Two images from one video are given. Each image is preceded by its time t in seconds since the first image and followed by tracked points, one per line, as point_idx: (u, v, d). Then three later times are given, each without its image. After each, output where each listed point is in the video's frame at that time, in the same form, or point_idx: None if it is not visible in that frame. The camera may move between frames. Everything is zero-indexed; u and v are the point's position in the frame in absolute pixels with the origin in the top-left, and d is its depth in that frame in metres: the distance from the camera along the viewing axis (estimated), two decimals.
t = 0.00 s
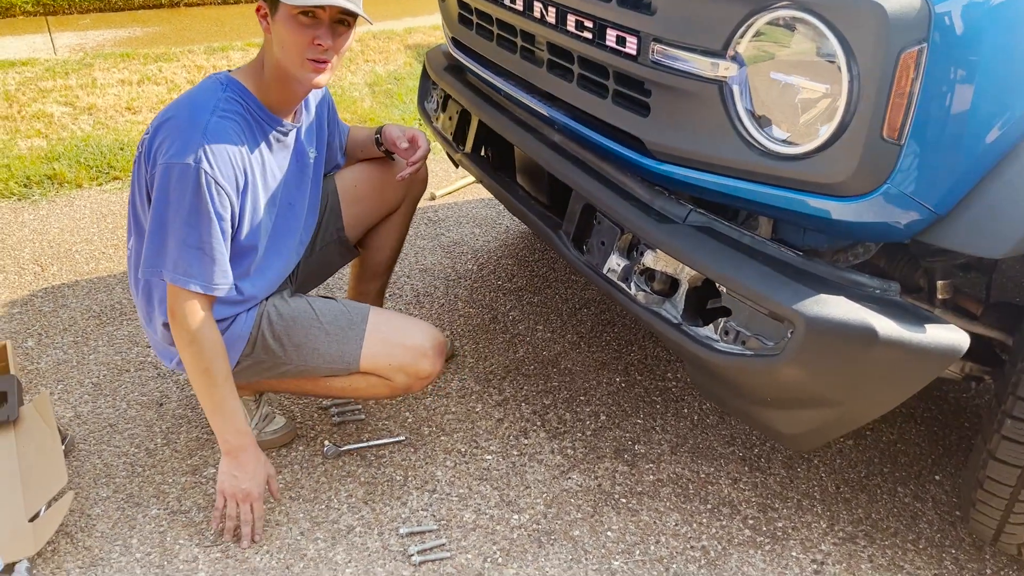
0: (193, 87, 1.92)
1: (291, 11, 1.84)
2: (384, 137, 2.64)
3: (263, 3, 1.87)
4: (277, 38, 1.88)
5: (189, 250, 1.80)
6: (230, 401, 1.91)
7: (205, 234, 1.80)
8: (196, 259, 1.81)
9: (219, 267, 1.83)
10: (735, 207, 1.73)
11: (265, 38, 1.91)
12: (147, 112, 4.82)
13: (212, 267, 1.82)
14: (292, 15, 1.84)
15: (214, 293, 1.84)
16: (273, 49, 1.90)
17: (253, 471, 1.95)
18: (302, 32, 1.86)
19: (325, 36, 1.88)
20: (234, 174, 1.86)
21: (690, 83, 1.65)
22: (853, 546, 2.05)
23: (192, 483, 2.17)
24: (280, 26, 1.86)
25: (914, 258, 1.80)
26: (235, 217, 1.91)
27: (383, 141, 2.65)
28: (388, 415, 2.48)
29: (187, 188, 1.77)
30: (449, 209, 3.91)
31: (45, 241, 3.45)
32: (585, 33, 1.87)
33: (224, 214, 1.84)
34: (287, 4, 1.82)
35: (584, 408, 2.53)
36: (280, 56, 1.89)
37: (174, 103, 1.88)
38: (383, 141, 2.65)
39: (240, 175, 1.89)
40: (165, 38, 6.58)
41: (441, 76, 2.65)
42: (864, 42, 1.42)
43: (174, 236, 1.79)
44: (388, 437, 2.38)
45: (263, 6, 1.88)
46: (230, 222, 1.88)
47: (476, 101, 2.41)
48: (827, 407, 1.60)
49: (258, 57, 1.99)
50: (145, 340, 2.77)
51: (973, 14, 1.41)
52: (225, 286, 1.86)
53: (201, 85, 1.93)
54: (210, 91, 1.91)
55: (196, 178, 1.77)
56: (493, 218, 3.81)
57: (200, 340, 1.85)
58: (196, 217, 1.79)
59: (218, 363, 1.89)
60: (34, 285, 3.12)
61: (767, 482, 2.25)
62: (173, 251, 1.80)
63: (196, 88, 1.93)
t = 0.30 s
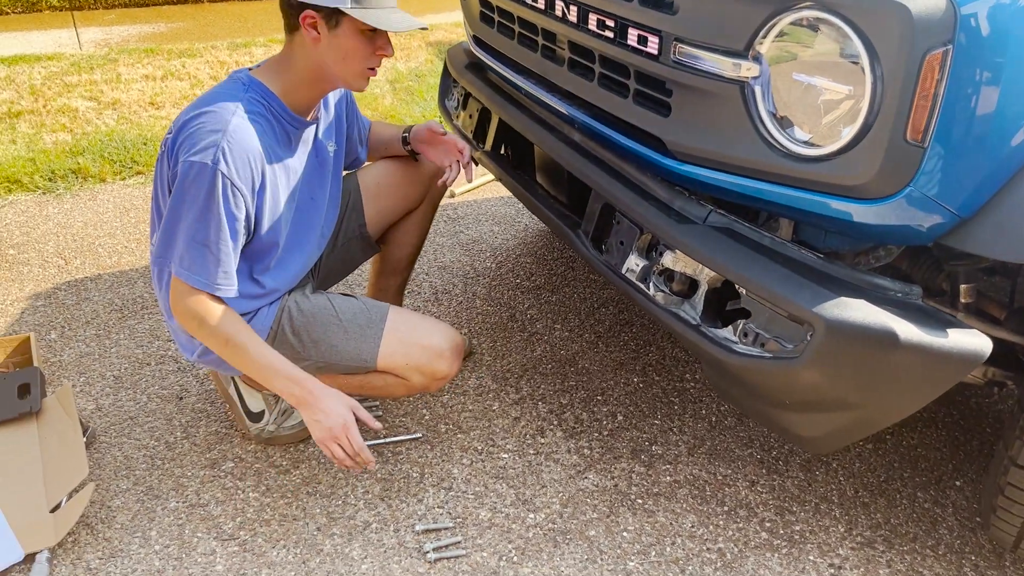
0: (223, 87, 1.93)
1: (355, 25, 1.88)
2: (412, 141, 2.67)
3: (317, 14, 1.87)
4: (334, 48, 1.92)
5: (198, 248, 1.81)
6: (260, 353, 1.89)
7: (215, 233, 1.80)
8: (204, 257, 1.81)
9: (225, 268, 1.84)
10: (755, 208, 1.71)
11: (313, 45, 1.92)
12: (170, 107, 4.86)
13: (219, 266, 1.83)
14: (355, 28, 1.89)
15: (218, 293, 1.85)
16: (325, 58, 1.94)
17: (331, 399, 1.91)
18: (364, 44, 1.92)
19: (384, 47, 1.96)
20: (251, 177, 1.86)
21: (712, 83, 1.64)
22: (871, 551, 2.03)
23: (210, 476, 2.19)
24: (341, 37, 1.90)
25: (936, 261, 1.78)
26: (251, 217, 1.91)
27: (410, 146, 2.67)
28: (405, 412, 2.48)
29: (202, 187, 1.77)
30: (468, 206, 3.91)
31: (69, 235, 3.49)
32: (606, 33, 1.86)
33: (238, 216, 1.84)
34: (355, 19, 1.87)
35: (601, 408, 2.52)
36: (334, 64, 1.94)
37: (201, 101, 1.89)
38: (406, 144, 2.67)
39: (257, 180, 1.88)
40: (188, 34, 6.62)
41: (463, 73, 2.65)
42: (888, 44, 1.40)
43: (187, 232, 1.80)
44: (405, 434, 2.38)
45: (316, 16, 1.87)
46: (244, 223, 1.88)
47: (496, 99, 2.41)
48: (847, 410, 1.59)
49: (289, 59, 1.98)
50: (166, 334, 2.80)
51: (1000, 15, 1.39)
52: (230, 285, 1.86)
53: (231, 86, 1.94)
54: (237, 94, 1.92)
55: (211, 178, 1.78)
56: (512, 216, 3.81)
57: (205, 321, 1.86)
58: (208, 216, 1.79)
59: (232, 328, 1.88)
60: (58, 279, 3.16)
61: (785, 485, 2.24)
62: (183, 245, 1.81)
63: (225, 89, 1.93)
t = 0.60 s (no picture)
0: (228, 100, 1.93)
1: (376, 50, 1.92)
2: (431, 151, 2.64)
3: (338, 37, 1.88)
4: (351, 69, 1.95)
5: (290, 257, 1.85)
6: (410, 287, 2.07)
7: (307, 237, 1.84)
8: (307, 264, 1.85)
9: (331, 260, 1.89)
10: (767, 212, 1.71)
11: (327, 65, 1.94)
12: (187, 105, 4.89)
13: (326, 264, 1.88)
14: (375, 55, 1.94)
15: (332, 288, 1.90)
16: (341, 79, 1.97)
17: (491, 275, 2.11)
18: (380, 67, 1.97)
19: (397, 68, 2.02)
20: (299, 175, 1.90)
21: (724, 87, 1.64)
22: (882, 556, 2.02)
23: (223, 473, 2.21)
24: (361, 60, 1.94)
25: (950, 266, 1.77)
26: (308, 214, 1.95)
27: (429, 155, 2.64)
28: (416, 411, 2.50)
29: (266, 201, 1.81)
30: (482, 206, 3.92)
31: (86, 232, 3.53)
32: (620, 35, 1.87)
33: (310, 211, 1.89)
34: (377, 48, 1.90)
35: (613, 409, 2.53)
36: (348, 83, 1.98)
37: (211, 121, 1.88)
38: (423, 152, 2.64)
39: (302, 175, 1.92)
40: (206, 32, 6.67)
41: (477, 74, 2.64)
42: (900, 49, 1.40)
43: (276, 251, 1.84)
44: (416, 433, 2.40)
45: (338, 39, 1.88)
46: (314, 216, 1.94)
47: (510, 101, 2.42)
48: (858, 415, 1.58)
49: (299, 73, 1.97)
50: (181, 331, 2.83)
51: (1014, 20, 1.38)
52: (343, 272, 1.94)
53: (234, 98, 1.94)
54: (245, 101, 1.92)
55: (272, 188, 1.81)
56: (525, 216, 3.82)
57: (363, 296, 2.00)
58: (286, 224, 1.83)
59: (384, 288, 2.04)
60: (75, 275, 3.19)
61: (795, 489, 2.23)
62: (279, 267, 1.86)
63: (229, 101, 1.93)
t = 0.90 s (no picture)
0: (238, 130, 1.95)
1: (384, 104, 1.90)
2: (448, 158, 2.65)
3: (346, 87, 1.86)
4: (361, 115, 1.94)
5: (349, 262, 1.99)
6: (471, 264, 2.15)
7: (354, 241, 1.96)
8: (361, 265, 1.99)
9: (383, 246, 2.01)
10: (771, 219, 1.72)
11: (337, 108, 1.92)
12: (197, 106, 4.92)
13: (379, 254, 2.00)
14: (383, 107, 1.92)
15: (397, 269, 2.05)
16: (349, 122, 1.96)
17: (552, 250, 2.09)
18: (388, 117, 1.95)
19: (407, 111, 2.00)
20: (330, 186, 1.98)
21: (728, 94, 1.65)
22: (884, 563, 2.02)
23: (229, 474, 2.23)
24: (370, 109, 1.92)
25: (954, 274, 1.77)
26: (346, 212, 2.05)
27: (445, 161, 2.66)
28: (421, 413, 2.51)
29: (311, 227, 1.92)
30: (489, 208, 3.93)
31: (97, 232, 3.56)
32: (625, 42, 1.88)
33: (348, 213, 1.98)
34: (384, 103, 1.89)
35: (617, 413, 2.53)
36: (357, 125, 1.97)
37: (229, 156, 1.94)
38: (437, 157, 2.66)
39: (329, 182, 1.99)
40: (217, 32, 6.70)
41: (483, 78, 2.65)
42: (903, 58, 1.40)
43: (329, 259, 1.98)
44: (420, 435, 2.41)
45: (346, 89, 1.86)
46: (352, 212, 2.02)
47: (516, 105, 2.43)
48: (860, 423, 1.58)
49: (309, 109, 1.97)
50: (189, 331, 2.85)
51: (1019, 30, 1.38)
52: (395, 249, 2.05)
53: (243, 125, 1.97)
54: (255, 128, 1.95)
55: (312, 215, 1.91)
56: (532, 219, 3.82)
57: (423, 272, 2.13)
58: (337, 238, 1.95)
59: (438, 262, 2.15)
60: (85, 275, 3.22)
61: (799, 495, 2.23)
62: (336, 271, 2.00)
63: (240, 129, 1.96)
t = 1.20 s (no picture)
0: (248, 157, 1.95)
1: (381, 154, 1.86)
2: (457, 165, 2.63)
3: (343, 136, 1.83)
4: (362, 158, 1.91)
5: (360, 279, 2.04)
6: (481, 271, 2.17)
7: (362, 262, 2.00)
8: (372, 281, 2.04)
9: (392, 262, 2.04)
10: (773, 220, 1.72)
11: (342, 151, 1.91)
12: (203, 104, 4.93)
13: (388, 270, 2.04)
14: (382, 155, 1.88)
15: (407, 279, 2.09)
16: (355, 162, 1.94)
17: (557, 258, 2.08)
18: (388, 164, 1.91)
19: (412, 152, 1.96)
20: (338, 208, 1.99)
21: (731, 95, 1.65)
22: (885, 565, 2.02)
23: (231, 471, 2.24)
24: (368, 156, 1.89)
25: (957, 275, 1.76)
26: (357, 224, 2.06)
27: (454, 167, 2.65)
28: (423, 411, 2.52)
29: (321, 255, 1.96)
30: (493, 208, 3.93)
31: (102, 230, 3.57)
32: (628, 42, 1.88)
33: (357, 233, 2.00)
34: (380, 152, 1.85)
35: (619, 413, 2.53)
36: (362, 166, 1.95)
37: (240, 183, 1.95)
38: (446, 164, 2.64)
39: (339, 205, 2.00)
40: (223, 31, 6.72)
41: (488, 77, 2.65)
42: (905, 59, 1.40)
43: (338, 277, 2.03)
44: (422, 434, 2.41)
45: (344, 138, 1.84)
46: (361, 229, 2.05)
47: (520, 105, 2.43)
48: (862, 423, 1.58)
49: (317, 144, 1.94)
50: (193, 329, 2.86)
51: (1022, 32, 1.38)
52: (405, 260, 2.09)
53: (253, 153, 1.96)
54: (265, 157, 1.94)
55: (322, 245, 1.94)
56: (536, 218, 3.82)
57: (424, 279, 2.14)
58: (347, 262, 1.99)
59: (437, 267, 2.16)
60: (89, 273, 3.23)
61: (800, 496, 2.23)
62: (347, 286, 2.06)
63: (250, 157, 1.96)
